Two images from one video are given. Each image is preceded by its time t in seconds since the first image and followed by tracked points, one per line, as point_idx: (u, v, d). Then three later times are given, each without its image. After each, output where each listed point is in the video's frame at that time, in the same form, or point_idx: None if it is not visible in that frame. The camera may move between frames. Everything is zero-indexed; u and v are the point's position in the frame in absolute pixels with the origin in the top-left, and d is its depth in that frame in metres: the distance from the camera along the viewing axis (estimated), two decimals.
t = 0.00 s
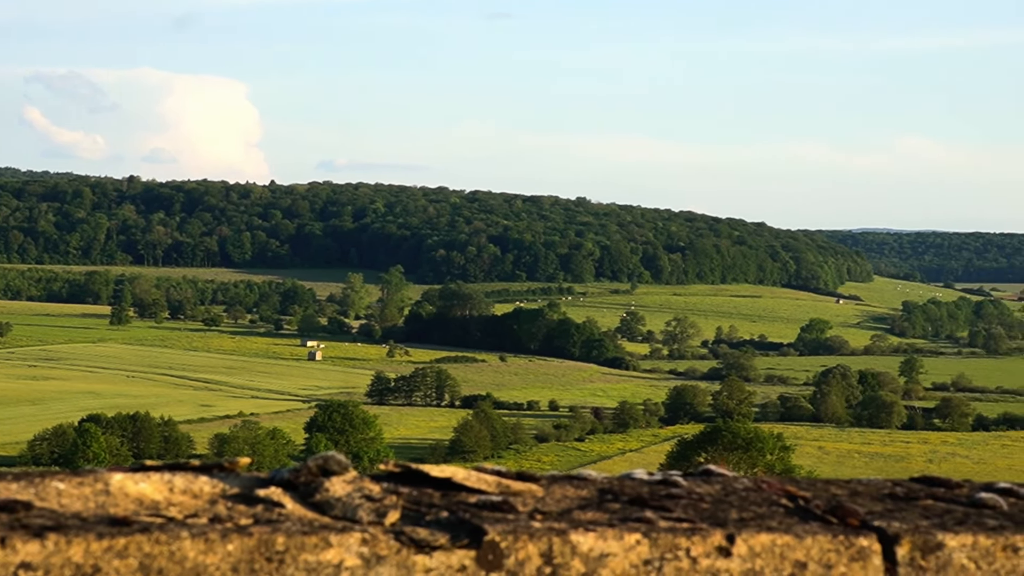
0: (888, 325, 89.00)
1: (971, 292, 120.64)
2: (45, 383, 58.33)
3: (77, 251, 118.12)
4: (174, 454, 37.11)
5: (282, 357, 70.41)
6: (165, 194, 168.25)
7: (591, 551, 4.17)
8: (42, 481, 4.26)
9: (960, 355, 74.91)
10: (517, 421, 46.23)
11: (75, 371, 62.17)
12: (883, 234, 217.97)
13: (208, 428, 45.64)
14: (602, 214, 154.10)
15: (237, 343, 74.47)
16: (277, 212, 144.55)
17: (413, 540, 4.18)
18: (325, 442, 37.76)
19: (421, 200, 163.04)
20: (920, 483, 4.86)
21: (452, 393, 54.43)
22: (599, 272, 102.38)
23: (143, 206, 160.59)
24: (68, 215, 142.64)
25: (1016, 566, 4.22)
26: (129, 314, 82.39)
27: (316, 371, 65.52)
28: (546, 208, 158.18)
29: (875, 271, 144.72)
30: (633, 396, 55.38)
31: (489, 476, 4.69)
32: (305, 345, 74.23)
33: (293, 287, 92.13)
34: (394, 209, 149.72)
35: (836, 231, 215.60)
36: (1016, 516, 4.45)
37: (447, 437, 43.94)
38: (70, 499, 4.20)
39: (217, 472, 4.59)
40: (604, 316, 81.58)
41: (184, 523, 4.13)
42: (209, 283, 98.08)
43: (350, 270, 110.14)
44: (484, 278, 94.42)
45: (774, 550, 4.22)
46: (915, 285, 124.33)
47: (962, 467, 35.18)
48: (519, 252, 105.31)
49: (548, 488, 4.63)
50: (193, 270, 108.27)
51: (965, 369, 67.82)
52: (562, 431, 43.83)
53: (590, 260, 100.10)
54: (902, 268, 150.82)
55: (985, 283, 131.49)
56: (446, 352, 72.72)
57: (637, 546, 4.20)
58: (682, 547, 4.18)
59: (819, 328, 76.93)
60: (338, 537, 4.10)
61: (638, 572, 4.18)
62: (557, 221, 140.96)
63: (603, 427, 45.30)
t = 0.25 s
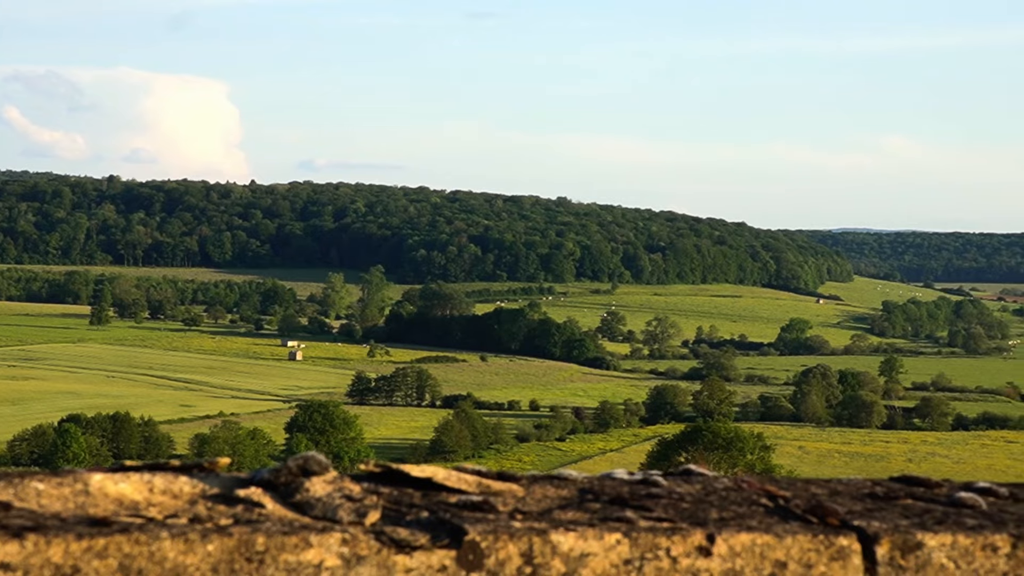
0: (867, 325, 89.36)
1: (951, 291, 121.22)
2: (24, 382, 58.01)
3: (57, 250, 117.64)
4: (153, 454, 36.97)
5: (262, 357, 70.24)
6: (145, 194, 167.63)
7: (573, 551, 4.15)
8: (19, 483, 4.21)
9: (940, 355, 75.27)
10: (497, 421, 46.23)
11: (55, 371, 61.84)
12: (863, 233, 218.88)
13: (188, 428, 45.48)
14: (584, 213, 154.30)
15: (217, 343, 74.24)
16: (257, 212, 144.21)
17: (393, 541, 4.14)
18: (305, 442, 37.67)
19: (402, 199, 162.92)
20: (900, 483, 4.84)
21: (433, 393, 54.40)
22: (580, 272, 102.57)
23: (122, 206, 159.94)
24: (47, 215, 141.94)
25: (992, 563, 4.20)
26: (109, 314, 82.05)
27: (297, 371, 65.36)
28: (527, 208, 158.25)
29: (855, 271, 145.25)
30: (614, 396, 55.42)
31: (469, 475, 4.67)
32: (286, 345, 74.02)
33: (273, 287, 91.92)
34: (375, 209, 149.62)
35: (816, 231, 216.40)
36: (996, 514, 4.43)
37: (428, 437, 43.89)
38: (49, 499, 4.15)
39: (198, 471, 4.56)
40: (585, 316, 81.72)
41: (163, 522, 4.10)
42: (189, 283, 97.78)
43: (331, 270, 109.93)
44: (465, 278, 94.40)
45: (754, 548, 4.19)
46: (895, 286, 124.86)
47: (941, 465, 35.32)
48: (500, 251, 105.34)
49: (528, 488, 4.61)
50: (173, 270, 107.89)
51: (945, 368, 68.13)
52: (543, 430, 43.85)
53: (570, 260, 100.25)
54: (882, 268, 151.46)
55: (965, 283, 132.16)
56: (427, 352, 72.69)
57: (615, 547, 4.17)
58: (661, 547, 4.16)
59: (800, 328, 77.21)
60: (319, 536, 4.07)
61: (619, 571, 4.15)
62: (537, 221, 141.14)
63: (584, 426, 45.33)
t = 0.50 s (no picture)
0: (850, 324, 89.60)
1: (933, 292, 121.70)
2: (5, 382, 57.67)
3: (38, 250, 116.96)
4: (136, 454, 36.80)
5: (245, 357, 70.01)
6: (128, 193, 166.89)
7: (555, 551, 4.13)
8: (2, 482, 4.17)
9: (922, 354, 75.53)
10: (481, 421, 46.19)
11: (37, 371, 61.49)
12: (846, 233, 219.50)
13: (171, 428, 45.30)
14: (567, 212, 154.37)
15: (200, 343, 73.96)
16: (240, 212, 143.62)
17: (375, 541, 4.12)
18: (289, 442, 37.55)
19: (386, 199, 162.62)
20: (882, 482, 4.82)
21: (416, 393, 54.33)
22: (563, 272, 102.50)
23: (104, 206, 159.12)
24: (29, 215, 141.11)
25: (974, 562, 4.19)
26: (91, 314, 81.66)
27: (280, 371, 65.18)
28: (510, 207, 158.15)
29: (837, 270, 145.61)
30: (598, 396, 55.41)
31: (453, 475, 4.64)
32: (269, 345, 73.83)
33: (256, 287, 91.65)
34: (358, 209, 149.33)
35: (798, 231, 216.92)
36: (977, 513, 4.42)
37: (411, 437, 43.81)
38: (29, 500, 4.12)
39: (180, 471, 4.52)
40: (569, 316, 81.73)
41: (147, 522, 4.06)
42: (172, 283, 97.36)
43: (314, 270, 109.71)
44: (449, 278, 94.29)
45: (737, 549, 4.18)
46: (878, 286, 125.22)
47: (923, 465, 35.43)
48: (483, 251, 105.20)
49: (513, 487, 4.58)
50: (156, 269, 107.53)
51: (928, 368, 68.35)
52: (526, 430, 43.83)
53: (554, 260, 100.22)
54: (864, 268, 151.72)
55: (947, 283, 132.68)
56: (410, 352, 72.60)
57: (599, 546, 4.15)
58: (644, 546, 4.14)
59: (783, 328, 77.42)
60: (301, 537, 4.04)
61: (603, 572, 4.14)
62: (521, 220, 141.09)
63: (567, 426, 45.31)
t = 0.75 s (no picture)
0: (833, 324, 89.87)
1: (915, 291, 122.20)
2: None
3: (20, 250, 116.37)
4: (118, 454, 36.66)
5: (228, 357, 69.79)
6: (110, 193, 166.20)
7: (539, 551, 4.11)
8: None
9: (904, 354, 75.82)
10: (464, 421, 46.16)
11: (18, 371, 61.19)
12: (828, 233, 220.13)
13: (153, 428, 45.16)
14: (551, 212, 154.51)
15: (183, 343, 73.72)
16: (222, 212, 143.17)
17: (358, 539, 4.10)
18: (271, 442, 37.46)
19: (368, 199, 162.40)
20: (866, 481, 4.79)
21: (399, 393, 54.24)
22: (546, 272, 102.51)
23: (86, 205, 158.43)
24: (10, 215, 140.40)
25: (956, 562, 4.18)
26: (73, 314, 81.31)
27: (263, 371, 65.01)
28: (493, 207, 158.11)
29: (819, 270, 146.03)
30: (581, 396, 55.43)
31: (435, 475, 4.61)
32: (251, 345, 73.64)
33: (239, 287, 91.39)
34: (341, 209, 149.07)
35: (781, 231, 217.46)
36: (960, 513, 4.40)
37: (394, 436, 43.74)
38: (12, 501, 4.07)
39: (162, 472, 4.48)
40: (551, 316, 81.76)
41: (128, 523, 4.02)
42: (154, 283, 97.02)
43: (297, 269, 109.47)
44: (432, 277, 94.20)
45: (718, 549, 4.16)
46: (860, 285, 125.59)
47: (905, 465, 35.54)
48: (466, 251, 105.13)
49: (494, 487, 4.56)
50: (139, 269, 107.16)
51: (910, 368, 68.59)
52: (509, 430, 43.80)
53: (537, 259, 100.21)
54: (847, 267, 152.18)
55: (929, 283, 133.20)
56: (393, 352, 72.51)
57: (582, 546, 4.13)
58: (628, 546, 4.13)
59: (765, 328, 77.57)
60: (283, 536, 4.02)
61: (584, 572, 4.12)
62: (504, 220, 141.13)
63: (550, 426, 45.30)
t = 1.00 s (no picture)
0: (812, 323, 90.22)
1: (893, 291, 122.75)
2: None
3: None
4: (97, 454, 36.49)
5: (207, 357, 69.53)
6: (89, 192, 165.39)
7: (518, 549, 4.10)
8: None
9: (883, 353, 76.14)
10: (444, 420, 46.12)
11: None
12: (808, 233, 220.93)
13: (132, 429, 44.95)
14: (531, 212, 154.65)
15: (162, 343, 73.43)
16: (202, 212, 142.60)
17: (338, 540, 4.07)
18: (251, 442, 37.34)
19: (349, 199, 162.11)
20: (843, 481, 4.77)
21: (379, 393, 54.17)
22: (526, 272, 102.56)
23: (65, 205, 157.60)
24: None
25: (935, 561, 4.17)
26: (52, 314, 80.88)
27: (243, 371, 64.81)
28: (473, 207, 158.10)
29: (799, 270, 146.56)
30: (561, 396, 55.44)
31: (414, 475, 4.58)
32: (231, 345, 73.42)
33: (219, 287, 91.06)
34: (321, 209, 148.78)
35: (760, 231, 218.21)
36: (936, 512, 4.39)
37: (374, 436, 43.67)
38: None
39: (140, 473, 4.44)
40: (531, 315, 81.80)
41: (107, 523, 3.99)
42: (134, 283, 96.61)
43: (276, 269, 109.21)
44: (412, 278, 94.13)
45: (698, 548, 4.14)
46: (839, 285, 126.06)
47: (885, 464, 35.70)
48: (447, 251, 105.07)
49: (475, 487, 4.53)
50: (117, 269, 106.71)
51: (889, 368, 68.91)
52: (489, 430, 43.78)
53: (517, 260, 100.23)
54: (826, 268, 152.71)
55: (908, 283, 133.84)
56: (373, 352, 72.42)
57: (561, 544, 4.12)
58: (609, 546, 4.11)
59: (745, 328, 77.67)
60: (264, 536, 3.99)
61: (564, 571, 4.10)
62: (484, 220, 141.08)
63: (531, 425, 45.30)
